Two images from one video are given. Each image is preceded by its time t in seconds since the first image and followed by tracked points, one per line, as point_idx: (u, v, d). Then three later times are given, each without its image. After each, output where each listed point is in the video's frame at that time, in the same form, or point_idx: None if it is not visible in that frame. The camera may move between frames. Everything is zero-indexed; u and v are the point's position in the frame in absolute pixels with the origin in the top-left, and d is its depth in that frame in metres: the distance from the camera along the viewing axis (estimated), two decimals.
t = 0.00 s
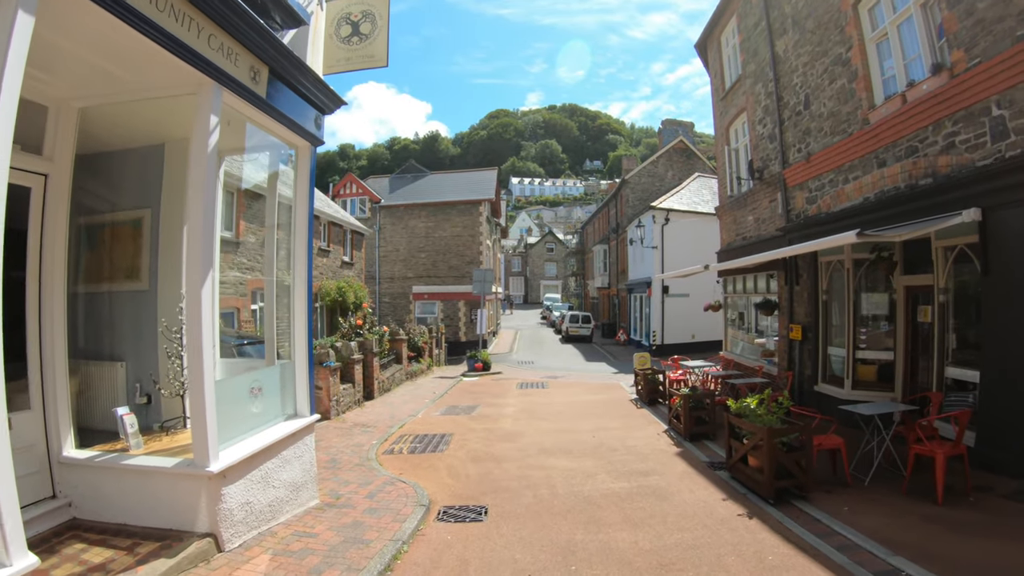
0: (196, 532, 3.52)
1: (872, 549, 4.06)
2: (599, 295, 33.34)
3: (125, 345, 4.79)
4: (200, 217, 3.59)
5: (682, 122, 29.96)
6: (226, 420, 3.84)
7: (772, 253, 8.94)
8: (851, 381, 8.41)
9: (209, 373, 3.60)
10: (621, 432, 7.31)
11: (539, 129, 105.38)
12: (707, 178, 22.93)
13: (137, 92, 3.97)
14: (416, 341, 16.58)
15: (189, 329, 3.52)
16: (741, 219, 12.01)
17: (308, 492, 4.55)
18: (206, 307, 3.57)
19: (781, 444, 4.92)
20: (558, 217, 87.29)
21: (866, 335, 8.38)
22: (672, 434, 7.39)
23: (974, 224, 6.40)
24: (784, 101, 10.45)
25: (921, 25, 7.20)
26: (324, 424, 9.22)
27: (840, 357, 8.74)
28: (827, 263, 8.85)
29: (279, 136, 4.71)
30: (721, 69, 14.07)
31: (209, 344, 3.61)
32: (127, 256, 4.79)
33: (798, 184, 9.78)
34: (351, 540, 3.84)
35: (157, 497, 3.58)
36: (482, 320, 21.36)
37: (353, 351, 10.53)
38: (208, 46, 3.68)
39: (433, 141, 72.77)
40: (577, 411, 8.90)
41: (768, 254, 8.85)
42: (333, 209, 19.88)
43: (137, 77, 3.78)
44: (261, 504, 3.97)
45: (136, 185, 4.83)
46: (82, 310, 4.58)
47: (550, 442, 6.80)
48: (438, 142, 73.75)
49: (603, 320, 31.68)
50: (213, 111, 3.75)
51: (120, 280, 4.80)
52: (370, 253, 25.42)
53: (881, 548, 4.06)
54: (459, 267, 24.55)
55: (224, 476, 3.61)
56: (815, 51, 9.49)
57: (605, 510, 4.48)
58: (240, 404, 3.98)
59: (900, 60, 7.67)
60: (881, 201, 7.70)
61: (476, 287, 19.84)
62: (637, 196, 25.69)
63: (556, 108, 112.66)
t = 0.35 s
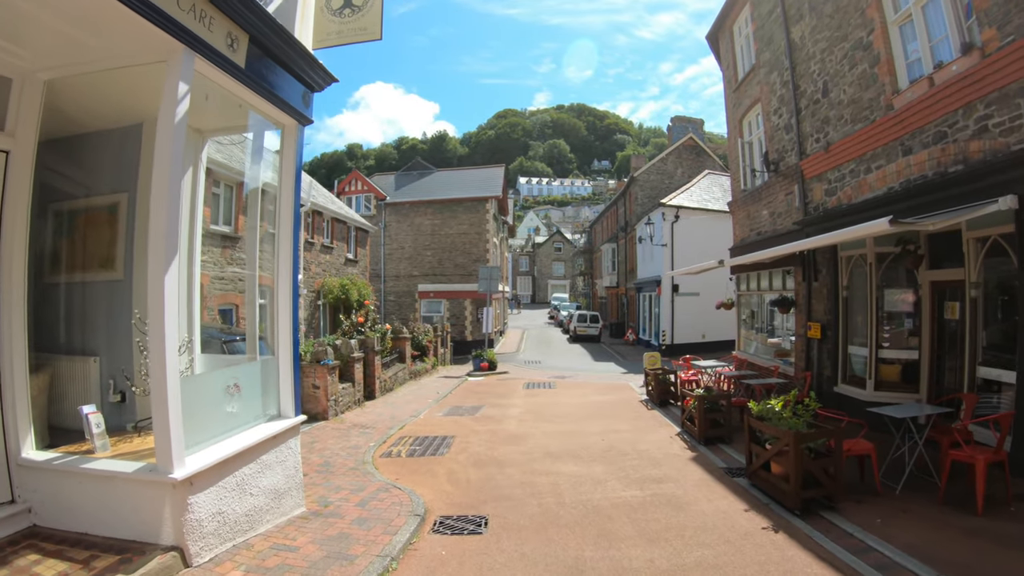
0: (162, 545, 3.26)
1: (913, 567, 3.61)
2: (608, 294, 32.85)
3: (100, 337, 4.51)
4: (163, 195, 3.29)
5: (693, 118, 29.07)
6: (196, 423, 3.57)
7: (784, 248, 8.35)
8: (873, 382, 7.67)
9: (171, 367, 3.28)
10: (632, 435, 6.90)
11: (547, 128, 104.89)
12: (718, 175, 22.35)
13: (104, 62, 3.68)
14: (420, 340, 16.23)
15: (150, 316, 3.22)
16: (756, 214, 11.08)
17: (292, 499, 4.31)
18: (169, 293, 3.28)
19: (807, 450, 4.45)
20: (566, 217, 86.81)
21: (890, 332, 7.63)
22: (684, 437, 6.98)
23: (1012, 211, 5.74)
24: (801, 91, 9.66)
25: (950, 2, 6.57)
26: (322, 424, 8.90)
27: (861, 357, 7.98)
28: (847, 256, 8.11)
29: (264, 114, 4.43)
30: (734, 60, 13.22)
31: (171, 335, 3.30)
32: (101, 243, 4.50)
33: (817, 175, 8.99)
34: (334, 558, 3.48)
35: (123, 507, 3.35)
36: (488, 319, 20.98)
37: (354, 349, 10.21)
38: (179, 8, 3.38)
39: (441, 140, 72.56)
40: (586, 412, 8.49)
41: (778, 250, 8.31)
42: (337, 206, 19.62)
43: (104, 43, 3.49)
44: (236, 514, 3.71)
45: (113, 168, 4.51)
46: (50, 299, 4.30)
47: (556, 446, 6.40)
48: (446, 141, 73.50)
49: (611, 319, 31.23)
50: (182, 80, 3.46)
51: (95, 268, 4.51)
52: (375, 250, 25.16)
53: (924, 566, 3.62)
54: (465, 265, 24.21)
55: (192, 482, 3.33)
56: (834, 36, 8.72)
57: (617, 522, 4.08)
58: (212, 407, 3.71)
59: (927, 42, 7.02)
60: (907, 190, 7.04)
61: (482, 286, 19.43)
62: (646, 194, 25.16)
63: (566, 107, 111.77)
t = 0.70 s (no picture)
0: (109, 560, 2.97)
1: None
2: (611, 293, 32.26)
3: (64, 331, 4.17)
4: (111, 170, 3.06)
5: (698, 115, 28.20)
6: (149, 424, 3.37)
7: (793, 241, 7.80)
8: (891, 384, 7.08)
9: (119, 350, 3.01)
10: (637, 438, 6.51)
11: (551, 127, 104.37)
12: (724, 173, 21.78)
13: (56, 25, 3.34)
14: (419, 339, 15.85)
15: (93, 299, 2.96)
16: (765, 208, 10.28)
17: (265, 507, 4.03)
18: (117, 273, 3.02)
19: (832, 457, 4.04)
20: (570, 216, 86.38)
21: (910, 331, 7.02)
22: (693, 442, 6.51)
23: None
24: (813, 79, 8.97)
25: None
26: (313, 424, 8.57)
27: (879, 357, 7.38)
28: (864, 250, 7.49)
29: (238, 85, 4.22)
30: (743, 51, 12.21)
31: (118, 321, 3.02)
32: (66, 230, 4.16)
33: (830, 167, 8.28)
34: None
35: (68, 515, 3.04)
36: (489, 317, 20.59)
37: (348, 347, 9.87)
38: None
39: (444, 139, 72.23)
40: (588, 414, 8.10)
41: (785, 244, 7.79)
42: (336, 202, 19.27)
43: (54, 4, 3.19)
44: (198, 526, 3.44)
45: (78, 149, 4.12)
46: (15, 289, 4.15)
47: (557, 450, 6.01)
48: (449, 140, 73.15)
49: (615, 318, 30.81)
50: (138, 41, 3.19)
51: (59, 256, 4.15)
52: (376, 248, 24.82)
53: None
54: (467, 263, 23.84)
55: (142, 492, 3.07)
56: (849, 21, 8.05)
57: (622, 538, 3.69)
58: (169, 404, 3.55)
59: (950, 22, 6.40)
60: (926, 179, 6.47)
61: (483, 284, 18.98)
62: (650, 191, 24.63)
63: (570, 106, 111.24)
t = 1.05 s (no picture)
0: None
1: None
2: (610, 292, 31.86)
3: (13, 325, 3.77)
4: (38, 138, 2.65)
5: (698, 112, 27.68)
6: (82, 429, 3.01)
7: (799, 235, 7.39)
8: (905, 385, 6.65)
9: (44, 342, 2.63)
10: (639, 443, 6.11)
11: (549, 127, 103.97)
12: (724, 170, 21.34)
13: None
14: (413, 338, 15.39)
15: (17, 284, 2.58)
16: (770, 203, 9.86)
17: (228, 521, 3.66)
18: (40, 256, 2.62)
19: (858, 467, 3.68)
20: (568, 216, 85.97)
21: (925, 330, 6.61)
22: (699, 447, 6.10)
23: None
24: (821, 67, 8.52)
25: None
26: (299, 426, 8.18)
27: (891, 357, 6.93)
28: (877, 244, 7.10)
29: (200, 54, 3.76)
30: (746, 42, 11.59)
31: (45, 307, 2.64)
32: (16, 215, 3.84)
33: (839, 158, 7.89)
34: None
35: None
36: (485, 316, 20.19)
37: (337, 346, 9.48)
38: None
39: (441, 138, 71.84)
40: (587, 416, 7.70)
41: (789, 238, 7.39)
42: (329, 198, 18.87)
43: None
44: (146, 544, 3.08)
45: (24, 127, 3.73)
46: None
47: (553, 456, 5.61)
48: (447, 139, 72.75)
49: (614, 317, 30.42)
50: None
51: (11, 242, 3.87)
52: (371, 245, 24.43)
53: None
54: (463, 261, 23.43)
55: (75, 507, 2.70)
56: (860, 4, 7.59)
57: (625, 559, 3.31)
58: (111, 407, 3.19)
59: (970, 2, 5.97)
60: (949, 166, 6.00)
61: (479, 282, 18.54)
62: (649, 189, 24.18)
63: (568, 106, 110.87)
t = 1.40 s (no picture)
0: None
1: None
2: (608, 293, 31.51)
3: None
4: None
5: (698, 111, 27.23)
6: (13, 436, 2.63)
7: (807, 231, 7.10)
8: (924, 388, 6.27)
9: None
10: (645, 449, 5.73)
11: (546, 127, 103.67)
12: (724, 169, 20.99)
13: None
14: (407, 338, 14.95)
15: None
16: (777, 198, 9.51)
17: (190, 539, 3.33)
18: None
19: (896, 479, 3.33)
20: (565, 216, 85.65)
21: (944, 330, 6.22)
22: (708, 453, 5.72)
23: None
24: (831, 56, 8.15)
25: None
26: (285, 429, 7.80)
27: (908, 358, 6.56)
28: (893, 240, 6.74)
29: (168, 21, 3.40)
30: (751, 33, 11.19)
31: None
32: None
33: (852, 150, 7.53)
34: None
35: None
36: (480, 316, 19.77)
37: (327, 345, 9.09)
38: None
39: (439, 138, 71.56)
40: (588, 420, 7.31)
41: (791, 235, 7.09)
42: (322, 194, 18.46)
43: None
44: (90, 569, 2.75)
45: None
46: None
47: (554, 463, 5.23)
48: (444, 139, 72.37)
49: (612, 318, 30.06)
50: None
51: None
52: (366, 244, 24.04)
53: None
54: (459, 260, 23.03)
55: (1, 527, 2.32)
56: None
57: None
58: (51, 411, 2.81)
59: None
60: (973, 155, 5.60)
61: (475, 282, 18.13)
62: (649, 188, 23.83)
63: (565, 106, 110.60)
